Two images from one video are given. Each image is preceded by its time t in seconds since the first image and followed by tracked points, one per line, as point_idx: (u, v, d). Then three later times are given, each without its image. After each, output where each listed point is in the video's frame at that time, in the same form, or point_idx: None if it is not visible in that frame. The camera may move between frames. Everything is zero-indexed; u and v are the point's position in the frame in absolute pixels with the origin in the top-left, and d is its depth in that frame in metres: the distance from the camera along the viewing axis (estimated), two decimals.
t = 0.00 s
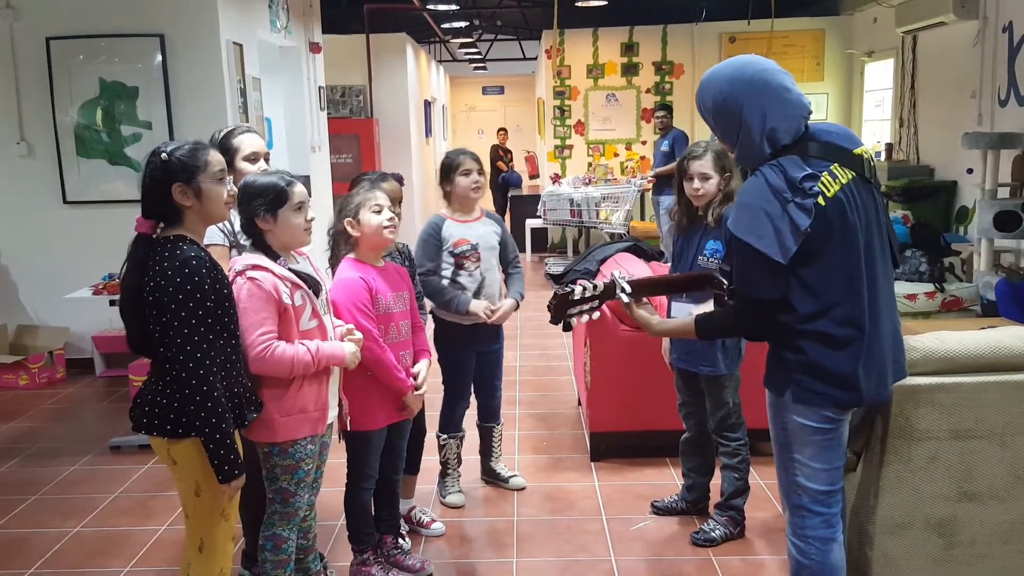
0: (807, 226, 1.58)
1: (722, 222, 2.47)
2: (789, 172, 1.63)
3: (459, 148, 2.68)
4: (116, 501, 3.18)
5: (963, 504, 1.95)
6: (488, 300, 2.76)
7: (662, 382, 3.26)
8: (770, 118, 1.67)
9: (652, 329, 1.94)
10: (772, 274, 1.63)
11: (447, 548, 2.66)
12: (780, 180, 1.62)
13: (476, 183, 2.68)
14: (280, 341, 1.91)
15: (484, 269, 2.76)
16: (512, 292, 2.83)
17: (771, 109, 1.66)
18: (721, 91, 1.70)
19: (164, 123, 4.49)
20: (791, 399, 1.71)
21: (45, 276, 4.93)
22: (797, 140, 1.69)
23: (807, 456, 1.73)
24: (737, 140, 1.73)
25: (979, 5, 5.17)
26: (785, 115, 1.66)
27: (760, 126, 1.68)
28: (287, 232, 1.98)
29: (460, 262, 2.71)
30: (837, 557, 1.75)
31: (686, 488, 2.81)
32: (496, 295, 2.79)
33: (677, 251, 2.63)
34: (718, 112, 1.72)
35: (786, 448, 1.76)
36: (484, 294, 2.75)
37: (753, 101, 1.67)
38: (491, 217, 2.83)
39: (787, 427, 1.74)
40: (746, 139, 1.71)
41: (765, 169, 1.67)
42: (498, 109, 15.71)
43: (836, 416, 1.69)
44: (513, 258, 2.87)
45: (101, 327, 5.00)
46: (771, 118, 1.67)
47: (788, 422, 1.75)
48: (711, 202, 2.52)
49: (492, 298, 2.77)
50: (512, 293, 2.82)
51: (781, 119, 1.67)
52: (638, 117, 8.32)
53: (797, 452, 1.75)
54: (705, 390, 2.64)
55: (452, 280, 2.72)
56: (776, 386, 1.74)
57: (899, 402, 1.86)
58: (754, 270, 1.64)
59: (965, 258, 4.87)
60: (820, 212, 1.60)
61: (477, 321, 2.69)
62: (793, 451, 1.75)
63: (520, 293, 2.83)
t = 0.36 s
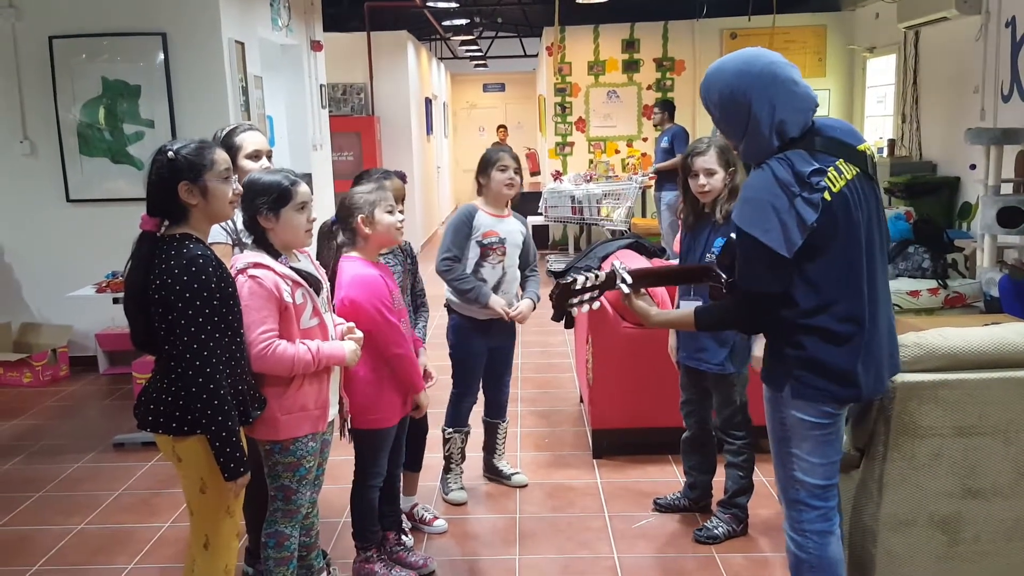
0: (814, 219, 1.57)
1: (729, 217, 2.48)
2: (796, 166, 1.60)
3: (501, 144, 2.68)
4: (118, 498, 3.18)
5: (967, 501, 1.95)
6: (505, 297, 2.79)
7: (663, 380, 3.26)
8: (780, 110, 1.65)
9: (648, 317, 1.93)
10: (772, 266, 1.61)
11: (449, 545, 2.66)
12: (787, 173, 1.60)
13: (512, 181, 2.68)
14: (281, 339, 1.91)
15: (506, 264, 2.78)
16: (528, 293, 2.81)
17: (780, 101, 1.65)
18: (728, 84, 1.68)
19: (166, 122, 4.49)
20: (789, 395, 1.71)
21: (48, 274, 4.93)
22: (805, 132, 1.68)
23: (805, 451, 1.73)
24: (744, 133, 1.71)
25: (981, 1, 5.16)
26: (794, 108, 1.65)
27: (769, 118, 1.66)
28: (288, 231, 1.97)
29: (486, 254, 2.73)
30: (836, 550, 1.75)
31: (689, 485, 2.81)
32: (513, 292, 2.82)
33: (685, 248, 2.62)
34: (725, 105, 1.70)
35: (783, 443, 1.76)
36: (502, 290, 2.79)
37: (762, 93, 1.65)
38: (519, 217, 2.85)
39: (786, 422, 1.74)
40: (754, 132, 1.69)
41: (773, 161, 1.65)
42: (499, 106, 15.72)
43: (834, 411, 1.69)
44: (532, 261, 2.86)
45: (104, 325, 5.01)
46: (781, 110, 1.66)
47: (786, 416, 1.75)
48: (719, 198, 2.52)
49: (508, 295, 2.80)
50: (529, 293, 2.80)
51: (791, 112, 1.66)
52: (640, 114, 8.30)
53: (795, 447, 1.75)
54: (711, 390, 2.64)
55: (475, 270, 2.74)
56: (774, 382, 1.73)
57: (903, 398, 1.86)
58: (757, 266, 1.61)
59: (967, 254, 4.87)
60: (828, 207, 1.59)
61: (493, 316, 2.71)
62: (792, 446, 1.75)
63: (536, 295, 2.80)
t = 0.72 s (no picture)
0: (848, 213, 1.59)
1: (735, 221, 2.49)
2: (831, 159, 1.60)
3: (495, 147, 2.69)
4: (119, 500, 3.19)
5: (967, 503, 1.95)
6: (504, 299, 2.79)
7: (664, 382, 3.26)
8: (824, 106, 1.62)
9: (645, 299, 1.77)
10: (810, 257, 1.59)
11: (450, 547, 2.66)
12: (825, 166, 1.59)
13: (508, 183, 2.69)
14: (283, 342, 1.92)
15: (505, 266, 2.79)
16: (526, 292, 2.81)
17: (824, 96, 1.61)
18: (773, 78, 1.60)
19: (167, 124, 4.50)
20: (794, 394, 1.71)
21: (48, 276, 4.94)
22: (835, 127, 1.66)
23: (805, 449, 1.74)
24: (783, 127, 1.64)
25: (981, 5, 5.17)
26: (834, 104, 1.63)
27: (814, 114, 1.62)
28: (290, 233, 1.98)
29: (483, 256, 2.74)
30: (832, 548, 1.76)
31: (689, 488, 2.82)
32: (514, 293, 2.82)
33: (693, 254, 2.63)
34: (767, 100, 1.62)
35: (783, 441, 1.76)
36: (502, 292, 2.79)
37: (808, 88, 1.60)
38: (516, 218, 2.84)
39: (787, 421, 1.74)
40: (797, 128, 1.63)
41: (807, 154, 1.62)
42: (501, 109, 15.74)
43: (836, 408, 1.71)
44: (532, 261, 2.87)
45: (104, 326, 5.01)
46: (826, 105, 1.62)
47: (788, 416, 1.74)
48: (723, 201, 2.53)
49: (509, 297, 2.80)
50: (526, 292, 2.81)
51: (831, 108, 1.63)
52: (640, 117, 8.32)
53: (795, 446, 1.75)
54: (725, 387, 2.62)
55: (473, 273, 2.75)
56: (779, 380, 1.73)
57: (903, 400, 1.86)
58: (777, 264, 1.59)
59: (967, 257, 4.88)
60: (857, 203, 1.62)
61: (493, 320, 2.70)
62: (791, 444, 1.75)
63: (533, 294, 2.81)
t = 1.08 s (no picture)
0: (872, 194, 1.65)
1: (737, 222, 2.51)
2: (860, 141, 1.66)
3: (450, 154, 2.67)
4: (117, 506, 3.18)
5: (965, 504, 1.95)
6: (484, 304, 2.78)
7: (663, 384, 3.26)
8: (855, 88, 1.67)
9: (672, 253, 1.65)
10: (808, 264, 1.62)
11: (449, 551, 2.66)
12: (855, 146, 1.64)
13: (469, 189, 2.68)
14: (281, 347, 1.92)
15: (479, 271, 2.77)
16: (506, 291, 2.81)
17: (857, 78, 1.66)
18: (814, 52, 1.63)
19: (163, 128, 4.50)
20: (801, 387, 1.74)
21: (45, 281, 4.93)
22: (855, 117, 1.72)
23: (806, 444, 1.78)
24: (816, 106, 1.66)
25: (976, 6, 5.19)
26: (863, 90, 1.68)
27: (847, 94, 1.66)
28: (289, 238, 1.98)
29: (455, 266, 2.73)
30: (827, 540, 1.82)
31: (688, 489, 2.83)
32: (493, 295, 2.80)
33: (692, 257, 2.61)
34: (806, 72, 1.63)
35: (783, 436, 1.80)
36: (480, 297, 2.77)
37: (846, 66, 1.64)
38: (483, 220, 2.83)
39: (790, 416, 1.77)
40: (831, 104, 1.65)
41: (835, 135, 1.66)
42: (498, 112, 15.72)
43: (838, 401, 1.76)
44: (507, 260, 2.87)
45: (102, 332, 5.01)
46: (857, 87, 1.67)
47: (790, 411, 1.77)
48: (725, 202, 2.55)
49: (488, 302, 2.79)
50: (506, 291, 2.80)
51: (860, 93, 1.68)
52: (637, 120, 8.33)
53: (795, 440, 1.79)
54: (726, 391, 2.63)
55: (448, 284, 2.73)
56: (783, 377, 1.75)
57: (901, 401, 1.86)
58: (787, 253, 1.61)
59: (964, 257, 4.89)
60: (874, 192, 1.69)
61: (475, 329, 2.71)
62: (792, 438, 1.79)
63: (515, 291, 2.82)
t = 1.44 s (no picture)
0: (885, 195, 1.70)
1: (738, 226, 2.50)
2: (878, 143, 1.72)
3: (427, 162, 2.65)
4: (114, 514, 3.17)
5: (962, 510, 1.95)
6: (468, 311, 2.78)
7: (661, 391, 3.26)
8: (873, 91, 1.74)
9: (688, 234, 1.68)
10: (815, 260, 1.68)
11: (446, 558, 2.65)
12: (873, 147, 1.70)
13: (446, 198, 2.67)
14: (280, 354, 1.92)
15: (460, 279, 2.77)
16: (489, 296, 2.82)
17: (874, 82, 1.74)
18: (836, 54, 1.71)
19: (161, 135, 4.50)
20: (807, 388, 1.77)
21: (43, 288, 4.93)
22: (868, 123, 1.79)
23: (804, 444, 1.81)
24: (832, 106, 1.73)
25: (971, 13, 5.21)
26: (879, 94, 1.75)
27: (865, 95, 1.73)
28: (289, 244, 1.98)
29: (437, 276, 2.72)
30: (820, 538, 1.84)
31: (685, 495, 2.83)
32: (476, 302, 2.80)
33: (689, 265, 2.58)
34: (828, 72, 1.70)
35: (782, 436, 1.83)
36: (464, 305, 2.77)
37: (865, 70, 1.72)
38: (460, 225, 2.83)
39: (791, 416, 1.80)
40: (851, 104, 1.72)
41: (853, 137, 1.72)
42: (495, 118, 15.72)
43: (838, 403, 1.80)
44: (488, 264, 2.87)
45: (99, 338, 5.00)
46: (871, 92, 1.74)
47: (792, 411, 1.80)
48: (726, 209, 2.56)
49: (472, 309, 2.79)
50: (489, 296, 2.81)
51: (877, 97, 1.75)
52: (634, 126, 8.34)
53: (793, 440, 1.82)
54: (722, 400, 2.63)
55: (431, 294, 2.72)
56: (790, 377, 1.78)
57: (897, 407, 1.86)
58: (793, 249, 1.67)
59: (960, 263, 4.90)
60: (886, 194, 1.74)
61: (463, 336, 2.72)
62: (790, 439, 1.82)
63: (497, 296, 2.83)
